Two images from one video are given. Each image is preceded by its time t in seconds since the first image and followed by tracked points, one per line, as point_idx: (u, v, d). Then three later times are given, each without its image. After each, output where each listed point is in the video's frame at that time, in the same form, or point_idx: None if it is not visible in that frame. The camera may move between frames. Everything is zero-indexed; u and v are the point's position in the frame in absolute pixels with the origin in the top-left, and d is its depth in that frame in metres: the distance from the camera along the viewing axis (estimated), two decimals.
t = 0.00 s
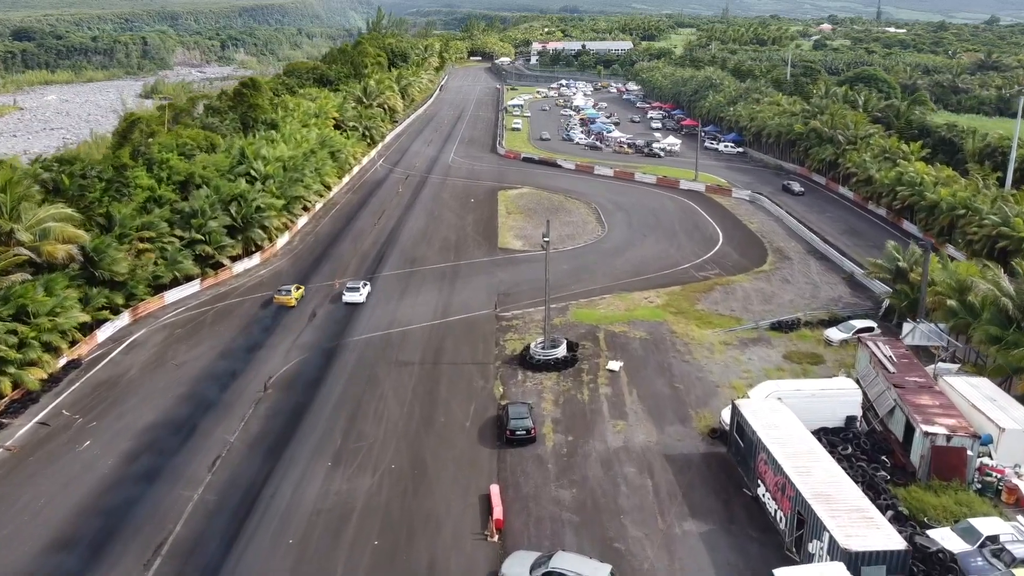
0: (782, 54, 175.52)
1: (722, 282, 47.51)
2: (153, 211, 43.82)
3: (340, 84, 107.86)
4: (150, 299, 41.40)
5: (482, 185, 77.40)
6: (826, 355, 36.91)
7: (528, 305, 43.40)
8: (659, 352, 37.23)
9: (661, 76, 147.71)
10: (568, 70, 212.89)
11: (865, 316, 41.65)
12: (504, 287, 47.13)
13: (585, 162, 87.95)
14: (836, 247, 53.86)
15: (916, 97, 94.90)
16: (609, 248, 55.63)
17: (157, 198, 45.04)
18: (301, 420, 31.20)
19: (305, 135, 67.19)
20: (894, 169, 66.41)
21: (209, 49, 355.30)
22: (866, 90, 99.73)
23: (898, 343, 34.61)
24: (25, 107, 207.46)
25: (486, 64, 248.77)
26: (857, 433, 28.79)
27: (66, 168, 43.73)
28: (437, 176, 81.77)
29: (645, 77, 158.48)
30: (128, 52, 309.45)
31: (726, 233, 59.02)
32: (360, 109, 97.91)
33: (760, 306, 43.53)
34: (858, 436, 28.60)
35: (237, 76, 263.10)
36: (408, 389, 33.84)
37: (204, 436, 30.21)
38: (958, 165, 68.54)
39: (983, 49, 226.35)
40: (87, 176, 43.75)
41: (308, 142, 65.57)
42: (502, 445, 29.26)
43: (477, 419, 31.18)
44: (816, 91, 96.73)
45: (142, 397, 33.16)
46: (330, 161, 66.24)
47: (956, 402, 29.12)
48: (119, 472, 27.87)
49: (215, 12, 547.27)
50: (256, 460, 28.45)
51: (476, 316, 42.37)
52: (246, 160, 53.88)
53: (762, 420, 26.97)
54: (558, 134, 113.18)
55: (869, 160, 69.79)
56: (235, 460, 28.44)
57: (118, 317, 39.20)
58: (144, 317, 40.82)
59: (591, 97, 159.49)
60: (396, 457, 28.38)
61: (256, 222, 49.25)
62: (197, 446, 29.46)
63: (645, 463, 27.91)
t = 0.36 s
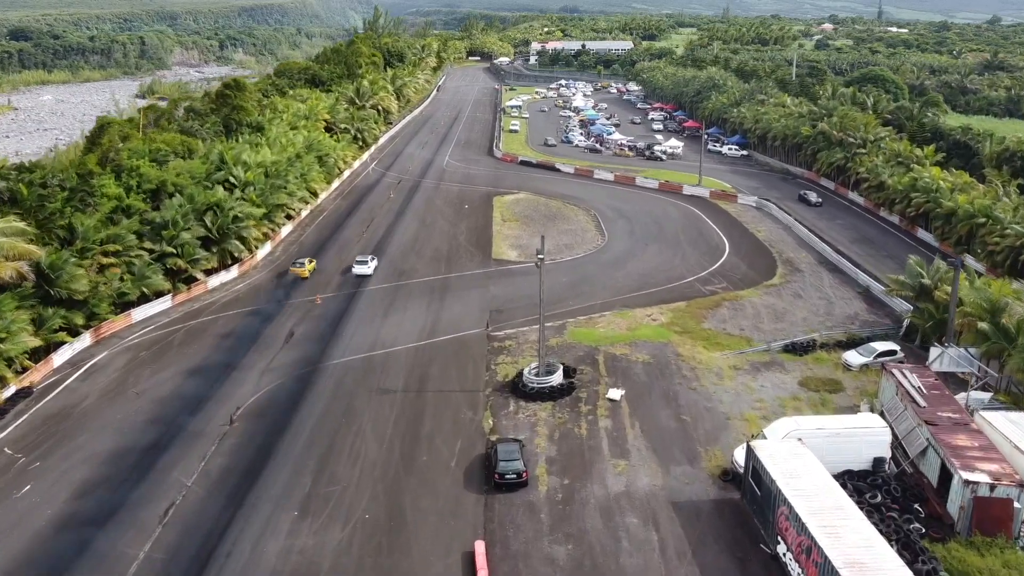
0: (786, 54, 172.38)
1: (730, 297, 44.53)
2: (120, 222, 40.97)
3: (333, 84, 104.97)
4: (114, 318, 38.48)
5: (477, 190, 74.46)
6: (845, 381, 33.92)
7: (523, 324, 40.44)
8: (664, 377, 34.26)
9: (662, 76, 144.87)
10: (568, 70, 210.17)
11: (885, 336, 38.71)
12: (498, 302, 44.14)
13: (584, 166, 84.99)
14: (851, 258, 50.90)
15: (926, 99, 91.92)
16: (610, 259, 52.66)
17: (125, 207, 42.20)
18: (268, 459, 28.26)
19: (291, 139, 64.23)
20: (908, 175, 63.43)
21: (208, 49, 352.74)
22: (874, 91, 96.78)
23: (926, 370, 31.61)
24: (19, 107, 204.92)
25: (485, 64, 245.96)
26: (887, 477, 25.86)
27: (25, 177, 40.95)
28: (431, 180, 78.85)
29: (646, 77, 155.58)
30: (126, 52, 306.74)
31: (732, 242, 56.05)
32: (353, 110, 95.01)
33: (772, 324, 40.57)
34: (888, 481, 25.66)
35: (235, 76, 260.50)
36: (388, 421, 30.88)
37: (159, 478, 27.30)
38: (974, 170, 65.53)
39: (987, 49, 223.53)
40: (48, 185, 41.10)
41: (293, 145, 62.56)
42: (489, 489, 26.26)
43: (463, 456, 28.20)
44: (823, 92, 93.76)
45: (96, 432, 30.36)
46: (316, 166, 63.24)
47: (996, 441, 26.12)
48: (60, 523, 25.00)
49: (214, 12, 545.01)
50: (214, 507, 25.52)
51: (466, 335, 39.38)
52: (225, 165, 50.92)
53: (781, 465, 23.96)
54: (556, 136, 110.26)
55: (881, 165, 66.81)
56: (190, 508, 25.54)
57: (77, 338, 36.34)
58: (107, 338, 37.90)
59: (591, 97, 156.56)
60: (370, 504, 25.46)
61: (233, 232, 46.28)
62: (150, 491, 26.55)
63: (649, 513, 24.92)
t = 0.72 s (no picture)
0: (788, 53, 169.33)
1: (737, 312, 41.54)
2: (78, 233, 38.13)
3: (324, 84, 102.08)
4: (69, 337, 35.53)
5: (470, 194, 71.44)
6: (865, 410, 30.92)
7: (513, 343, 37.39)
8: (667, 405, 31.22)
9: (662, 75, 141.91)
10: (567, 70, 207.21)
11: (906, 357, 35.70)
12: (487, 318, 41.11)
13: (583, 169, 82.00)
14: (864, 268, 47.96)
15: (935, 99, 88.96)
16: (608, 269, 49.66)
17: (84, 216, 39.36)
18: (222, 502, 25.26)
19: (274, 141, 61.28)
20: (922, 179, 60.44)
21: (206, 49, 349.81)
22: (882, 91, 93.83)
23: (956, 400, 28.59)
24: (13, 107, 202.03)
25: (483, 63, 242.98)
26: (920, 530, 22.62)
27: None
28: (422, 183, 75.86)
29: (646, 76, 152.72)
30: (123, 52, 303.75)
31: (737, 251, 53.05)
32: (343, 110, 92.07)
33: (782, 343, 37.56)
34: (921, 535, 22.41)
35: (231, 75, 257.58)
36: (361, 456, 27.89)
37: (98, 526, 24.28)
38: (990, 173, 62.55)
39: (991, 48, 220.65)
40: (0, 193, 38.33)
41: (276, 148, 59.52)
42: (468, 541, 23.23)
43: (440, 500, 25.18)
44: (829, 92, 90.77)
45: (35, 470, 27.35)
46: (300, 170, 60.21)
47: None
48: None
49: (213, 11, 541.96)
50: (156, 562, 22.50)
51: (451, 357, 36.27)
52: (198, 170, 48.01)
53: (800, 518, 20.88)
54: (554, 137, 107.32)
55: (892, 168, 63.83)
56: (129, 563, 22.51)
57: (25, 361, 33.38)
58: (60, 360, 34.94)
59: (591, 98, 153.66)
60: (332, 559, 22.47)
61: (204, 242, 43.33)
62: (86, 542, 23.55)
63: (651, 571, 21.92)
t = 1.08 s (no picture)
0: (791, 52, 166.21)
1: (743, 332, 38.42)
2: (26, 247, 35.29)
3: (313, 84, 99.19)
4: (13, 363, 32.50)
5: (462, 199, 68.39)
6: (888, 448, 27.82)
7: (498, 367, 34.38)
8: (667, 442, 28.12)
9: (663, 75, 138.77)
10: (566, 69, 204.19)
11: (929, 385, 32.63)
12: (474, 338, 38.04)
13: (580, 173, 78.97)
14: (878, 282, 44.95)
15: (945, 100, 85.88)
16: (605, 281, 46.57)
17: (36, 229, 36.56)
18: (161, 562, 22.23)
19: (253, 145, 58.30)
20: (936, 184, 57.38)
21: (203, 49, 346.75)
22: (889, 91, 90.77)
23: (992, 439, 25.48)
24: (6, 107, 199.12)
25: (481, 62, 239.84)
26: None
27: None
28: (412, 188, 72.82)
29: (646, 76, 149.68)
30: (121, 51, 300.80)
31: (743, 262, 49.97)
32: (333, 111, 89.15)
33: (794, 368, 34.45)
34: None
35: (228, 74, 254.65)
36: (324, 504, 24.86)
37: None
38: (1008, 179, 59.47)
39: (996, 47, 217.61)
40: None
41: (255, 152, 56.55)
42: None
43: (410, 560, 22.14)
44: (835, 92, 87.70)
45: None
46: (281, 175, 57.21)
47: None
48: None
49: (211, 10, 538.95)
50: None
51: (431, 384, 33.22)
52: (167, 177, 45.13)
53: None
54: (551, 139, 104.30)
55: (904, 173, 60.78)
56: None
57: None
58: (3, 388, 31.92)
59: (590, 98, 150.62)
60: None
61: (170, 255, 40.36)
62: None
63: None
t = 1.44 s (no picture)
0: (793, 52, 163.21)
1: (748, 355, 35.26)
2: None
3: (301, 84, 96.21)
4: None
5: (451, 205, 65.27)
6: (914, 497, 24.64)
7: (479, 397, 31.30)
8: (665, 489, 24.94)
9: (663, 75, 135.69)
10: (564, 69, 201.20)
11: (955, 418, 29.49)
12: (454, 362, 34.88)
13: (575, 177, 75.89)
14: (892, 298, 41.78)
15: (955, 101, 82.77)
16: (599, 296, 43.43)
17: None
18: None
19: (228, 150, 55.22)
20: (951, 191, 54.25)
21: (202, 49, 343.45)
22: (896, 91, 87.71)
23: None
24: None
25: (478, 62, 236.60)
26: None
27: None
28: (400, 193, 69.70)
29: (645, 77, 146.64)
30: (118, 50, 297.37)
31: (747, 275, 46.80)
32: (319, 112, 86.10)
33: (805, 398, 31.29)
34: None
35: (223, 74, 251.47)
36: (270, 567, 21.68)
37: None
38: None
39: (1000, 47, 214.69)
40: None
41: (229, 156, 53.51)
42: None
43: None
44: (840, 93, 84.62)
45: None
46: (257, 180, 54.06)
47: None
48: None
49: (210, 10, 535.83)
50: None
51: (403, 416, 30.14)
52: (127, 185, 42.23)
53: None
54: (547, 141, 101.26)
55: (916, 178, 57.64)
56: None
57: None
58: None
59: (588, 99, 147.55)
60: None
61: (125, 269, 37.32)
62: None
63: None
